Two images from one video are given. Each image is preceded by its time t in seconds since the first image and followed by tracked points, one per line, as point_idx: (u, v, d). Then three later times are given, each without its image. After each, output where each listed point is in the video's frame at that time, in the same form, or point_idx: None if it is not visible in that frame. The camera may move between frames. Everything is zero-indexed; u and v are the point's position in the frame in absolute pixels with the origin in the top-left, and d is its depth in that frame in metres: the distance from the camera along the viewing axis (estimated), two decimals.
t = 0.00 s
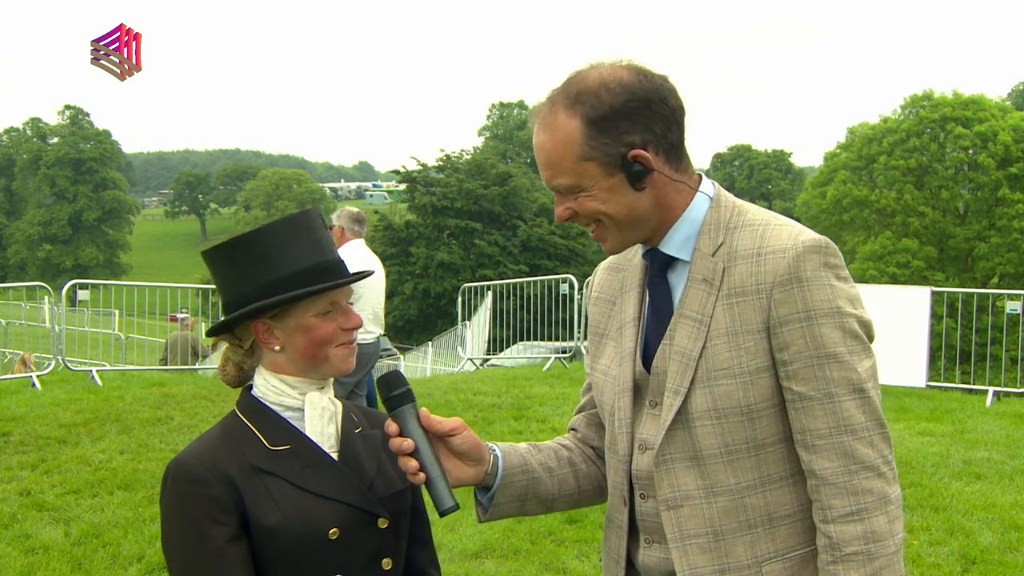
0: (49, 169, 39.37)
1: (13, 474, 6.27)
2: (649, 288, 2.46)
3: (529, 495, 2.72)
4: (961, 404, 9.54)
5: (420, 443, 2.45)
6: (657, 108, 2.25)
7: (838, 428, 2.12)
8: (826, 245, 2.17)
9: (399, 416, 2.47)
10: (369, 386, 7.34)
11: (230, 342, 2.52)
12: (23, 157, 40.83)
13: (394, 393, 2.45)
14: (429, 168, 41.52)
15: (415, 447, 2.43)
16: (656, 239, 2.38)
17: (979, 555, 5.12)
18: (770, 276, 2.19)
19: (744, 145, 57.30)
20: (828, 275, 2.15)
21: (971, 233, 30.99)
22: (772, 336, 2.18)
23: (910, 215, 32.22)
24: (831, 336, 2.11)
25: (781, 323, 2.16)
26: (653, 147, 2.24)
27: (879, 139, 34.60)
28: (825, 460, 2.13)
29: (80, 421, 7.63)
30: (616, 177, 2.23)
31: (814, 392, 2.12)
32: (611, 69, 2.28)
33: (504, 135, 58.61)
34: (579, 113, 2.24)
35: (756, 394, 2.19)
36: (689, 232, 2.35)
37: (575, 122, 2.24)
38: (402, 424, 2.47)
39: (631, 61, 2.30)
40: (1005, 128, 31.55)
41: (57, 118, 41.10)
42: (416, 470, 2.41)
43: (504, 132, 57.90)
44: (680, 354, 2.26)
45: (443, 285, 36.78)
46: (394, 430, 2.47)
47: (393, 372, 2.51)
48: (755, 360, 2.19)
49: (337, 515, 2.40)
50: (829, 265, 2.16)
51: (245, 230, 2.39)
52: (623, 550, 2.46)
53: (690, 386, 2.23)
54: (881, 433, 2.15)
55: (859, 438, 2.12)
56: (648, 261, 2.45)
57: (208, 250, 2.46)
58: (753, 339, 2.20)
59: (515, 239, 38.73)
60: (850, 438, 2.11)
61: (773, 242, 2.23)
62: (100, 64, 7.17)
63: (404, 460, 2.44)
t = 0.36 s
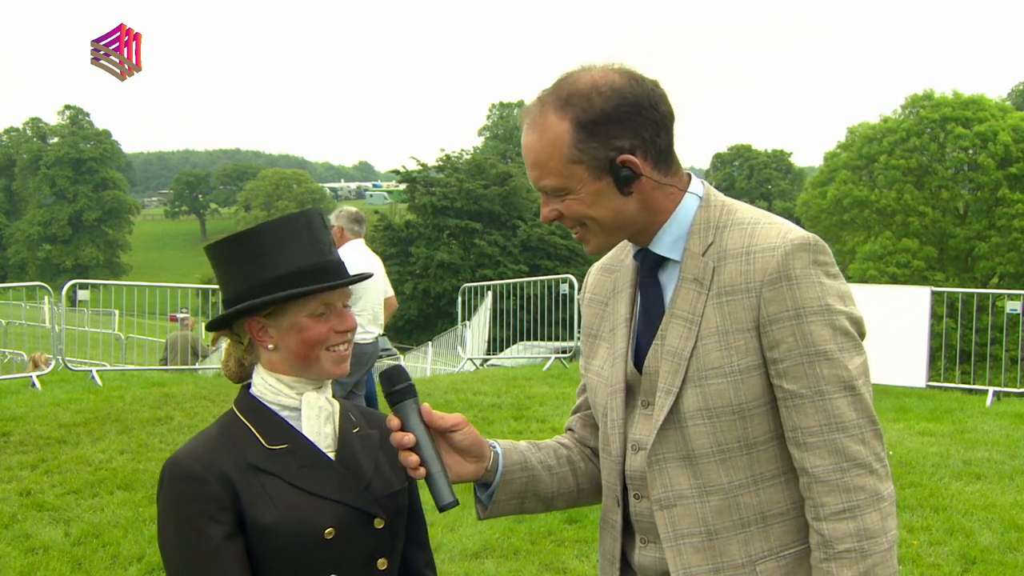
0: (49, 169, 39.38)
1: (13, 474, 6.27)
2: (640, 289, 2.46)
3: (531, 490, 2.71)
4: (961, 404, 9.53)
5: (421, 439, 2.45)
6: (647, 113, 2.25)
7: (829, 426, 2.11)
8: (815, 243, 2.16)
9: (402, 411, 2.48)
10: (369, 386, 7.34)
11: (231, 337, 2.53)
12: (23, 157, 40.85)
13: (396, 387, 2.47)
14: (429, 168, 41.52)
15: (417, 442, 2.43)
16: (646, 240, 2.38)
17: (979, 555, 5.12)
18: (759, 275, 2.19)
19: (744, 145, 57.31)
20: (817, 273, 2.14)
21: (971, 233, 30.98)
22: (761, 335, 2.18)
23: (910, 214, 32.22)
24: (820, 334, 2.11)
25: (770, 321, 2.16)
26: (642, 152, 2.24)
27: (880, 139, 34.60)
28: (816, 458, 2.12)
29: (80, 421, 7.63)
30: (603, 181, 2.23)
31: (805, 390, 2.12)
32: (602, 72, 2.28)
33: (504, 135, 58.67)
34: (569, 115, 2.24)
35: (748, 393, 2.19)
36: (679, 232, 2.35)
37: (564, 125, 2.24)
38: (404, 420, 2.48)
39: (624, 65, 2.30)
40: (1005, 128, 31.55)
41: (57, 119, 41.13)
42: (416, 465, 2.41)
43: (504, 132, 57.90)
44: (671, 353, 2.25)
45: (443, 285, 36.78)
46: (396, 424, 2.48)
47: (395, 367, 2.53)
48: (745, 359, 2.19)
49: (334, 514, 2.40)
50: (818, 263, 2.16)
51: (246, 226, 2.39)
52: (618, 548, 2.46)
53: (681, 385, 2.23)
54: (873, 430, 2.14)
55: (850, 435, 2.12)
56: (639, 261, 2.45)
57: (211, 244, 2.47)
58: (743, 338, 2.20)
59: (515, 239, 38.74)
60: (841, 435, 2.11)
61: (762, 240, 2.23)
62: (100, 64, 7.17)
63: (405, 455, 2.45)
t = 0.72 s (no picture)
0: (49, 169, 39.39)
1: (13, 474, 6.27)
2: (636, 290, 2.46)
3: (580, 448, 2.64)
4: (961, 403, 9.53)
5: (528, 347, 2.50)
6: (642, 123, 2.24)
7: (814, 432, 2.10)
8: (805, 247, 2.15)
9: (517, 313, 2.50)
10: (369, 386, 7.35)
11: (230, 341, 2.52)
12: (23, 157, 40.86)
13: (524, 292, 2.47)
14: (429, 168, 41.52)
15: (524, 347, 2.48)
16: (642, 241, 2.38)
17: (979, 555, 5.12)
18: (748, 278, 2.19)
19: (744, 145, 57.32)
20: (807, 277, 2.13)
21: (971, 233, 30.98)
22: (749, 339, 2.18)
23: (910, 214, 32.23)
24: (807, 339, 2.10)
25: (757, 325, 2.15)
26: (638, 162, 2.24)
27: (880, 139, 34.59)
28: (801, 463, 2.11)
29: (80, 421, 7.63)
30: (599, 192, 2.23)
31: (792, 395, 2.11)
32: (598, 81, 2.27)
33: (504, 135, 58.74)
34: (565, 126, 2.23)
35: (734, 396, 2.19)
36: (675, 233, 2.35)
37: (561, 135, 2.23)
38: (518, 323, 2.50)
39: (619, 73, 2.29)
40: (1005, 128, 31.54)
41: (58, 119, 41.16)
42: (515, 368, 2.47)
43: (504, 133, 57.93)
44: (662, 354, 2.26)
45: (443, 285, 36.79)
46: (507, 324, 2.50)
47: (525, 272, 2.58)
48: (732, 362, 2.19)
49: (332, 514, 2.40)
50: (808, 268, 2.15)
51: (248, 228, 2.38)
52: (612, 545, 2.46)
53: (671, 388, 2.24)
54: (861, 436, 2.13)
55: (837, 441, 2.10)
56: (635, 261, 2.45)
57: (205, 253, 2.45)
58: (731, 341, 2.20)
59: (515, 239, 38.79)
60: (827, 441, 2.10)
61: (753, 243, 2.22)
62: (100, 64, 7.18)
63: (506, 356, 2.49)
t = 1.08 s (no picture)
0: (49, 169, 39.35)
1: (13, 474, 6.27)
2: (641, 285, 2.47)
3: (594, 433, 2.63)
4: (961, 403, 9.53)
5: (554, 327, 2.53)
6: (655, 115, 2.24)
7: (788, 442, 2.08)
8: (796, 254, 2.13)
9: (545, 294, 2.56)
10: (369, 386, 7.35)
11: (228, 342, 2.52)
12: (23, 157, 40.83)
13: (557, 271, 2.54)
14: (429, 168, 41.51)
15: (550, 327, 2.52)
16: (650, 237, 2.39)
17: (979, 555, 5.12)
18: (735, 282, 2.18)
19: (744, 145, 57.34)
20: (795, 285, 2.11)
21: (971, 232, 30.98)
22: (733, 343, 2.17)
23: (910, 215, 32.23)
24: (788, 348, 2.08)
25: (741, 330, 2.14)
26: (649, 155, 2.24)
27: (880, 139, 34.57)
28: (774, 471, 2.10)
29: (79, 420, 7.63)
30: (609, 181, 2.24)
31: (768, 403, 2.10)
32: (614, 71, 2.27)
33: (504, 135, 58.78)
34: (578, 115, 2.24)
35: (715, 399, 2.18)
36: (681, 230, 2.34)
37: (572, 124, 2.24)
38: (545, 304, 2.55)
39: (636, 65, 2.29)
40: (1005, 128, 31.53)
41: (58, 119, 41.14)
42: (540, 348, 2.49)
43: (504, 132, 57.94)
44: (653, 351, 2.27)
45: (443, 285, 36.78)
46: (534, 304, 2.55)
47: (551, 264, 2.67)
48: (715, 364, 2.19)
49: (333, 515, 2.40)
50: (799, 276, 2.12)
51: (251, 227, 2.38)
52: (604, 535, 2.47)
53: (658, 384, 2.25)
54: (839, 450, 2.10)
55: (810, 453, 2.08)
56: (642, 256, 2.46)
57: (210, 249, 2.45)
58: (714, 343, 2.19)
59: (517, 240, 39.08)
60: (800, 451, 2.08)
61: (747, 247, 2.21)
62: (100, 64, 7.17)
63: (532, 334, 2.52)
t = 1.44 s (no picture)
0: (49, 169, 39.32)
1: (13, 474, 6.27)
2: (643, 283, 2.47)
3: (592, 430, 2.62)
4: (961, 403, 9.54)
5: (556, 325, 2.54)
6: (653, 111, 2.24)
7: (800, 436, 2.09)
8: (802, 250, 2.15)
9: (548, 291, 2.56)
10: (369, 386, 7.36)
11: (232, 340, 2.52)
12: (23, 157, 40.80)
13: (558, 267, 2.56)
14: (429, 168, 41.51)
15: (552, 325, 2.53)
16: (652, 236, 2.39)
17: (979, 555, 5.12)
18: (743, 279, 2.18)
19: (744, 145, 57.33)
20: (803, 281, 2.13)
21: (971, 232, 30.97)
22: (743, 339, 2.17)
23: (910, 215, 32.24)
24: (798, 343, 2.09)
25: (751, 326, 2.15)
26: (650, 151, 2.24)
27: (880, 139, 34.57)
28: (787, 466, 2.10)
29: (79, 420, 7.63)
30: (611, 180, 2.23)
31: (780, 397, 2.10)
32: (612, 70, 2.27)
33: (504, 135, 58.76)
34: (577, 115, 2.24)
35: (725, 395, 2.18)
36: (682, 230, 2.35)
37: (572, 124, 2.24)
38: (547, 301, 2.56)
39: (632, 63, 2.29)
40: (1005, 128, 31.53)
41: (58, 119, 41.14)
42: (542, 346, 2.49)
43: (504, 132, 57.94)
44: (660, 350, 2.27)
45: (443, 285, 36.77)
46: (536, 301, 2.55)
47: (553, 261, 2.68)
48: (724, 361, 2.19)
49: (334, 514, 2.40)
50: (806, 272, 2.14)
51: (253, 228, 2.39)
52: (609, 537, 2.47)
53: (666, 382, 2.25)
54: (850, 443, 2.11)
55: (823, 446, 2.09)
56: (645, 254, 2.46)
57: (213, 250, 2.46)
58: (723, 340, 2.20)
59: (515, 239, 38.91)
60: (813, 445, 2.09)
61: (753, 244, 2.21)
62: (100, 64, 7.18)
63: (534, 332, 2.52)
